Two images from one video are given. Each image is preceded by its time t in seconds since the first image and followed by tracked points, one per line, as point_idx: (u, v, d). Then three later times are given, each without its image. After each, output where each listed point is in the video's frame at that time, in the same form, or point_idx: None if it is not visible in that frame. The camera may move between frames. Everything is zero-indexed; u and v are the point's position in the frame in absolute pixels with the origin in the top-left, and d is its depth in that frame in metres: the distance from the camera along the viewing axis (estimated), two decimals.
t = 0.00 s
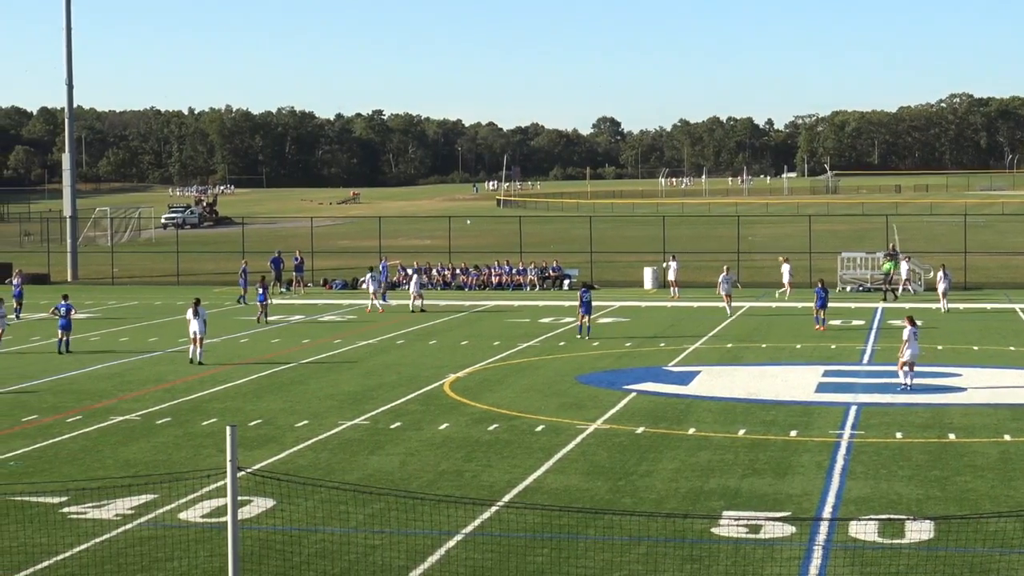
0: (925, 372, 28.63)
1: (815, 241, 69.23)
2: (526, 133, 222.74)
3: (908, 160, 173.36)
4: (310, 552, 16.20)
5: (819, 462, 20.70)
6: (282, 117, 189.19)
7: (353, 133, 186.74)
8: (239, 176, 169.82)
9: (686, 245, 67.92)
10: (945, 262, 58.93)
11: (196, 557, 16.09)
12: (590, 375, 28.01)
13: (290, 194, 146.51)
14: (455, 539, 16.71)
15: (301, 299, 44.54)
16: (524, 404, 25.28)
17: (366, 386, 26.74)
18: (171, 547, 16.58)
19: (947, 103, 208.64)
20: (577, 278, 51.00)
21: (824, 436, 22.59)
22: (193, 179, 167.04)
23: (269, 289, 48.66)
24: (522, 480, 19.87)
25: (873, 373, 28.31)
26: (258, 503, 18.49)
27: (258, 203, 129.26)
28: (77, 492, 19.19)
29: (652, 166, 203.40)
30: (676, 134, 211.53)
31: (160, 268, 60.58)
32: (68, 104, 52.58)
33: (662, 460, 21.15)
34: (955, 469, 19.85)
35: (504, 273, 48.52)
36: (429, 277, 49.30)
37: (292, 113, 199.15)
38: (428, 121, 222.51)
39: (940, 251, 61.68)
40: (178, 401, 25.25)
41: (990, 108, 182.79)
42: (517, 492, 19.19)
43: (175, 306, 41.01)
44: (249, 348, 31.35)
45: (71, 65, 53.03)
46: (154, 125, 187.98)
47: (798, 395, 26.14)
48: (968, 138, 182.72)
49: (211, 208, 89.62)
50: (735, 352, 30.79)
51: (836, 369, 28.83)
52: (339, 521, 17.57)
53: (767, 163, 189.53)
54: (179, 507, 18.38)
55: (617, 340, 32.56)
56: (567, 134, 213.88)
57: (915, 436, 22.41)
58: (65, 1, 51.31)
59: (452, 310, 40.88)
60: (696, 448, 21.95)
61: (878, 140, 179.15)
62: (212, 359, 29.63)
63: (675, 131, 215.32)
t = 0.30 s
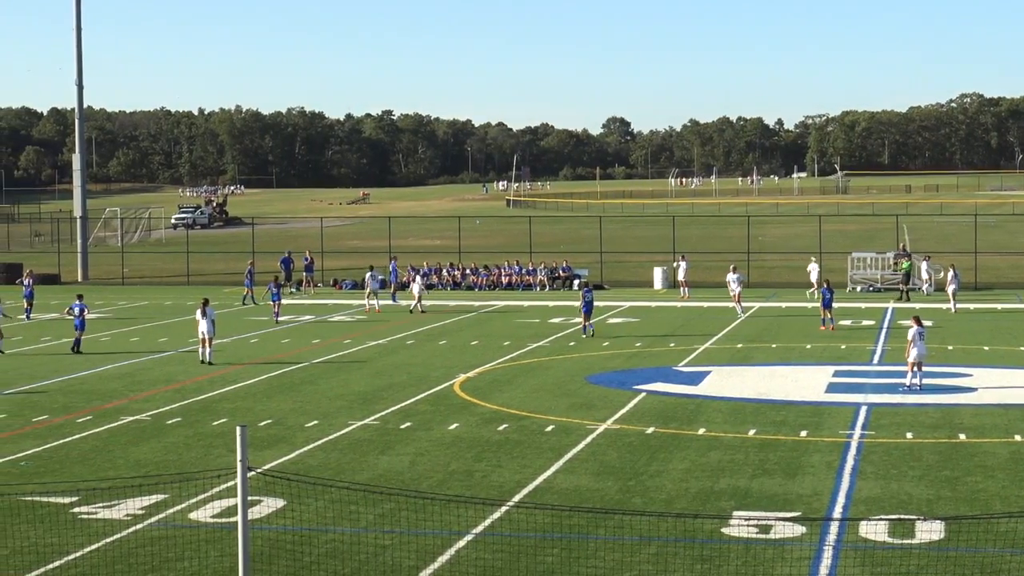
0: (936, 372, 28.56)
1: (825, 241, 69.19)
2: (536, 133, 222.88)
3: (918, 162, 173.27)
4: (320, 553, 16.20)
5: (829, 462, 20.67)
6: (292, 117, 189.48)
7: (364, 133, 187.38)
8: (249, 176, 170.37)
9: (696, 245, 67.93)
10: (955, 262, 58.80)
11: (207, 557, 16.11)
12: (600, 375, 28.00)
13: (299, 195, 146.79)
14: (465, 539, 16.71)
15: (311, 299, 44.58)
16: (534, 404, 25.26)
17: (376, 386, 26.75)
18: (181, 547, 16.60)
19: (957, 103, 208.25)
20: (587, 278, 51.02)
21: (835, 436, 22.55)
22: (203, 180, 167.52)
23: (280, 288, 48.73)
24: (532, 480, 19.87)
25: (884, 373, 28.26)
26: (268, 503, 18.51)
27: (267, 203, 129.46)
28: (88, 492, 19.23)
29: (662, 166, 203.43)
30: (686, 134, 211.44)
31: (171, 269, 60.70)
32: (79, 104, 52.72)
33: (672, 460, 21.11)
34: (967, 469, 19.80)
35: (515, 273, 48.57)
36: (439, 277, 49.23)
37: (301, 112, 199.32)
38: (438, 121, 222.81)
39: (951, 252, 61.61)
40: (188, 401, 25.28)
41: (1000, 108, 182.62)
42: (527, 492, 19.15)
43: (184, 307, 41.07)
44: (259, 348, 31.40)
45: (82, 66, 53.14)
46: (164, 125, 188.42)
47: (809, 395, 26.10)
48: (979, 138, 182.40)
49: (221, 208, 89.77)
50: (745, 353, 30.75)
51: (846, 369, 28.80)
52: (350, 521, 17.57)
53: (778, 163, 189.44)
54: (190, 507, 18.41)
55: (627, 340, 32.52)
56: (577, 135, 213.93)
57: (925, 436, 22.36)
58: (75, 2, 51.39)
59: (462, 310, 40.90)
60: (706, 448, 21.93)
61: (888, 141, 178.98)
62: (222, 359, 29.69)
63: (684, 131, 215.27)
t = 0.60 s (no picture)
0: (947, 373, 28.47)
1: (837, 241, 69.02)
2: (547, 133, 223.01)
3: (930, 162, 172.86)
4: (331, 552, 16.20)
5: (840, 462, 20.62)
6: (303, 117, 189.72)
7: (374, 133, 188.54)
8: (260, 176, 170.80)
9: (706, 245, 67.81)
10: (967, 262, 58.59)
11: (217, 557, 16.12)
12: (611, 375, 27.96)
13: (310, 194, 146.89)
14: (475, 539, 16.69)
15: (322, 299, 44.54)
16: (544, 404, 25.24)
17: (387, 386, 26.74)
18: (191, 546, 16.62)
19: (969, 103, 207.89)
20: (597, 278, 50.94)
21: (845, 436, 22.49)
22: (214, 179, 168.06)
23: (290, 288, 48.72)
24: (542, 480, 19.84)
25: (895, 373, 28.17)
26: (279, 503, 18.52)
27: (277, 203, 129.59)
28: (99, 491, 19.27)
29: (673, 166, 203.44)
30: (697, 134, 211.26)
31: (182, 268, 60.70)
32: (89, 103, 52.76)
33: (683, 460, 21.08)
34: (979, 470, 19.73)
35: (526, 272, 48.56)
36: (450, 277, 49.35)
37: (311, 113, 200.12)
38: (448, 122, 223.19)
39: (963, 251, 61.40)
40: (198, 400, 25.29)
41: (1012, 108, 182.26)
42: (538, 492, 19.13)
43: (195, 306, 41.14)
44: (271, 347, 31.42)
45: (93, 66, 53.23)
46: (175, 125, 188.65)
47: (820, 395, 26.04)
48: (991, 138, 182.00)
49: (233, 208, 89.85)
50: (756, 353, 30.68)
51: (857, 369, 28.73)
52: (360, 521, 17.57)
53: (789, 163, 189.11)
54: (200, 507, 18.42)
55: (638, 340, 32.48)
56: (588, 135, 214.00)
57: (937, 436, 22.28)
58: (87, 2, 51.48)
59: (472, 310, 40.83)
60: (717, 448, 21.89)
61: (900, 140, 178.77)
62: (233, 358, 29.69)
63: (695, 131, 215.22)
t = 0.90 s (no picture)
0: (956, 373, 28.40)
1: (845, 241, 68.91)
2: (556, 133, 222.99)
3: (940, 162, 172.68)
4: (340, 552, 16.18)
5: (849, 462, 20.59)
6: (312, 117, 189.85)
7: (385, 133, 188.57)
8: (270, 175, 171.08)
9: (714, 245, 67.74)
10: (977, 262, 58.42)
11: (227, 556, 16.14)
12: (620, 375, 27.92)
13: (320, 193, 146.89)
14: (485, 538, 16.71)
15: (331, 298, 44.53)
16: (553, 404, 25.22)
17: (396, 385, 26.72)
18: (201, 545, 16.63)
19: (979, 102, 207.59)
20: (606, 278, 50.85)
21: (855, 436, 22.45)
22: (224, 179, 168.18)
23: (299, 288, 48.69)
24: (551, 480, 19.82)
25: (905, 373, 28.10)
26: (288, 502, 18.53)
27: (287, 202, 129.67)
28: (108, 491, 19.29)
29: (682, 165, 203.35)
30: (706, 134, 211.06)
31: (191, 268, 60.70)
32: (99, 104, 52.78)
33: (691, 460, 21.05)
34: (989, 470, 19.67)
35: (534, 271, 48.53)
36: (459, 277, 49.37)
37: (321, 112, 200.00)
38: (457, 121, 223.26)
39: (973, 250, 61.26)
40: (207, 399, 25.35)
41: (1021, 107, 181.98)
42: (546, 492, 19.08)
43: (204, 305, 41.16)
44: (280, 347, 31.43)
45: (103, 65, 53.30)
46: (185, 124, 188.94)
47: (829, 395, 25.99)
48: (1001, 137, 181.70)
49: (242, 207, 89.93)
50: (765, 353, 30.62)
51: (866, 369, 28.67)
52: (369, 521, 17.56)
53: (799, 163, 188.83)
54: (210, 506, 18.44)
55: (646, 340, 32.43)
56: (596, 134, 213.92)
57: (946, 436, 22.23)
58: (97, 0, 51.53)
59: (481, 309, 40.79)
60: (726, 448, 21.85)
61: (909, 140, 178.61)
62: (243, 358, 29.73)
63: (704, 130, 215.05)
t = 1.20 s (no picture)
0: (965, 373, 28.37)
1: (854, 241, 68.89)
2: (565, 133, 223.02)
3: (949, 162, 172.55)
4: (350, 552, 16.20)
5: (857, 462, 20.57)
6: (321, 116, 189.97)
7: (394, 132, 188.70)
8: (279, 175, 171.19)
9: (723, 245, 67.71)
10: (987, 262, 58.36)
11: (235, 555, 16.18)
12: (628, 375, 27.91)
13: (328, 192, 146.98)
14: (494, 538, 16.71)
15: (340, 298, 44.56)
16: (562, 404, 25.22)
17: (404, 385, 26.74)
18: (210, 544, 16.67)
19: (988, 102, 207.39)
20: (615, 277, 50.84)
21: (864, 437, 22.43)
22: (233, 179, 168.23)
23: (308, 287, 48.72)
24: (560, 480, 19.82)
25: (913, 373, 28.08)
26: (297, 501, 18.56)
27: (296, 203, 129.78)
28: (117, 490, 19.33)
29: (691, 165, 203.24)
30: (715, 134, 210.94)
31: (199, 268, 60.77)
32: (108, 104, 52.85)
33: (700, 459, 21.04)
34: (998, 470, 19.63)
35: (543, 271, 48.55)
36: (468, 276, 49.39)
37: (330, 112, 200.04)
38: (466, 121, 223.40)
39: (982, 251, 61.21)
40: (216, 399, 25.38)
41: None
42: (555, 492, 19.09)
43: (214, 305, 41.23)
44: (290, 346, 31.49)
45: (112, 65, 53.40)
46: (193, 124, 189.16)
47: (837, 395, 25.97)
48: (1011, 138, 181.69)
49: (251, 207, 90.04)
50: (774, 353, 30.60)
51: (875, 369, 28.64)
52: (378, 521, 17.58)
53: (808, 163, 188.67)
54: (218, 506, 18.47)
55: (656, 340, 32.41)
56: (605, 135, 213.93)
57: (954, 436, 22.21)
58: None
59: (490, 309, 40.81)
60: (735, 448, 21.84)
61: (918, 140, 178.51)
62: (252, 358, 29.77)
63: (713, 130, 214.95)
